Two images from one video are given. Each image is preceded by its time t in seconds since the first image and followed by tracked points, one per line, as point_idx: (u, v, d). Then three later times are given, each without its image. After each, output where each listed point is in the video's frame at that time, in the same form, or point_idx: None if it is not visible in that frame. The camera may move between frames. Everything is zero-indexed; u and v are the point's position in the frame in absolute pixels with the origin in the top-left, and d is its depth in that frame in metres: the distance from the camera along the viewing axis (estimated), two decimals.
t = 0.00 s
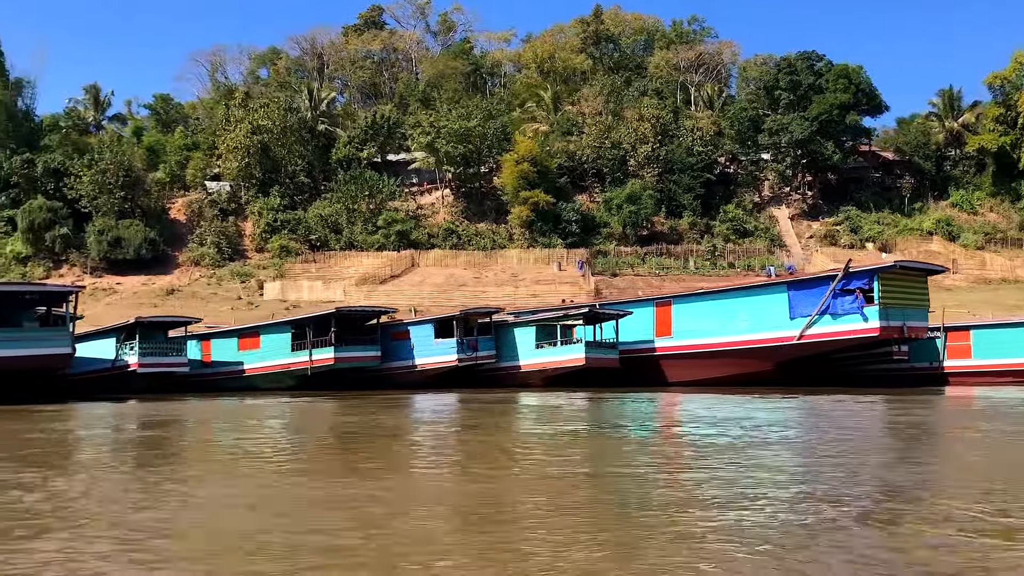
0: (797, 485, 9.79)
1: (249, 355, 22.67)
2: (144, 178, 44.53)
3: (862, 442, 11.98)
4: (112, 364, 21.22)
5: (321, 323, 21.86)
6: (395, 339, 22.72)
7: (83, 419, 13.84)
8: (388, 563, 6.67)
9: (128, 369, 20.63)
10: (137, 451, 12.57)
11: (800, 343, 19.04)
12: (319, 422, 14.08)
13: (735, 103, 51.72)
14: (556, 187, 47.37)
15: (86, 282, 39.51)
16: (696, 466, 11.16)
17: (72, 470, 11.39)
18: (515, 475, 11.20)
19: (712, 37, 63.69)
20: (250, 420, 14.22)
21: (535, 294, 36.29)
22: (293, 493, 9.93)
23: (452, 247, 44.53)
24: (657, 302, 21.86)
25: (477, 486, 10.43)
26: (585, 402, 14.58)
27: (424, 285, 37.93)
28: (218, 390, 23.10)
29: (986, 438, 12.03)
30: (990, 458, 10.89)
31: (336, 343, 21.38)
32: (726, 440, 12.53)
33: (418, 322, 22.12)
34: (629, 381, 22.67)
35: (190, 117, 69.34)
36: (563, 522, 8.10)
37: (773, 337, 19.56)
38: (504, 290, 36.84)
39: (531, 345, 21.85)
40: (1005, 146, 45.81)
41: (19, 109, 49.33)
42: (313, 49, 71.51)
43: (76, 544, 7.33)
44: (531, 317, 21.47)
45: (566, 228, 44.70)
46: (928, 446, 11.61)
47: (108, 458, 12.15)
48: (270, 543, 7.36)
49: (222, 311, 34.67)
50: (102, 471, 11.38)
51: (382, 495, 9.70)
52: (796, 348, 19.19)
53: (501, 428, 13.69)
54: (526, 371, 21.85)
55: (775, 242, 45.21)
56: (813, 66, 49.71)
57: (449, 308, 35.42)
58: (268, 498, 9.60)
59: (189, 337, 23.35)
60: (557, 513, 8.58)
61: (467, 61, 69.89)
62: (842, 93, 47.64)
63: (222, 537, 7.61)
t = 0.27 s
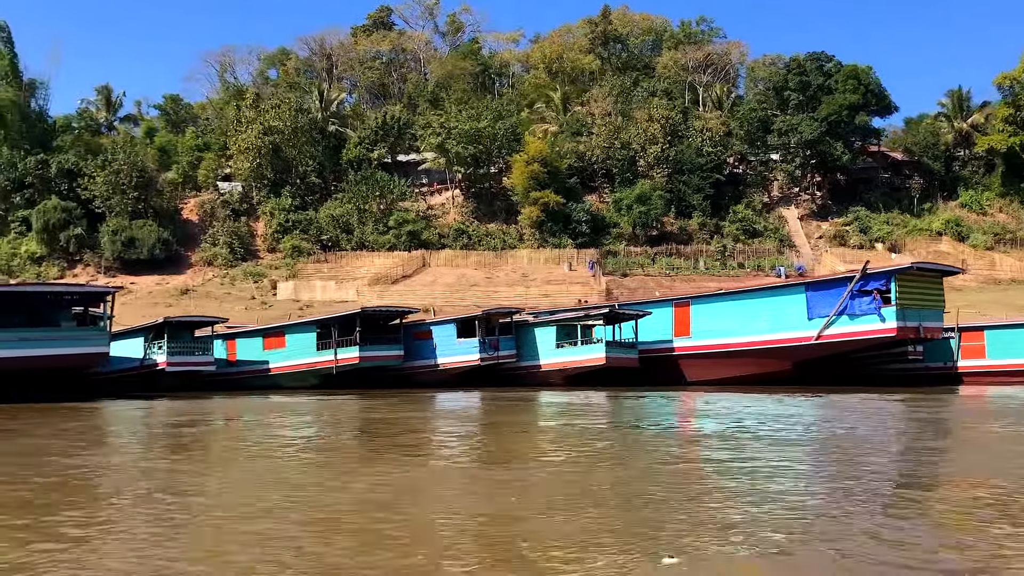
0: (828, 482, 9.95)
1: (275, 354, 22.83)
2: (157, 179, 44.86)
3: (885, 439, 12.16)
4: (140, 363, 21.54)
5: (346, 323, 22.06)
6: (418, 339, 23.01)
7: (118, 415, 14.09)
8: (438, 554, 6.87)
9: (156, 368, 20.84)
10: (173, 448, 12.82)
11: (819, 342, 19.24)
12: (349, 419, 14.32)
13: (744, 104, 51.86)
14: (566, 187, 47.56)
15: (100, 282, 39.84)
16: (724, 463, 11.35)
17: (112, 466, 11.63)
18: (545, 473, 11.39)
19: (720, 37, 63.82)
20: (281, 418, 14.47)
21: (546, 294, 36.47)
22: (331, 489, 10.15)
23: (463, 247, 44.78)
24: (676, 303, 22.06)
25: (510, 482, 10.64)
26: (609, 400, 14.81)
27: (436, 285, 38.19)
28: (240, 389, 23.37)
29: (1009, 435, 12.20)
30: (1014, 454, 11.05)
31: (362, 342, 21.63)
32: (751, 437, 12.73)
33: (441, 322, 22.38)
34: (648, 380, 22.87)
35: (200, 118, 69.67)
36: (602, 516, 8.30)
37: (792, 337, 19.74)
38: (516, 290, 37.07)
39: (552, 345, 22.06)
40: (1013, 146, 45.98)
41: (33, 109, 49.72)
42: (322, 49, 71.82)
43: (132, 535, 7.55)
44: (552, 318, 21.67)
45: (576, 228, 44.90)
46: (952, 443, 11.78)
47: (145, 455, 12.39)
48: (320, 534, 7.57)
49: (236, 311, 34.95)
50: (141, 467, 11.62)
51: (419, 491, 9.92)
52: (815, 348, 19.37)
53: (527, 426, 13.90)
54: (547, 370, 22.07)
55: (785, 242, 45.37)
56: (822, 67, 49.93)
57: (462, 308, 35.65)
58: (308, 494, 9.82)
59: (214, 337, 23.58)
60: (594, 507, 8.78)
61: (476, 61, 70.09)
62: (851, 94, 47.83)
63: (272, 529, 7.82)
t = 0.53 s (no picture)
0: (854, 481, 10.20)
1: (299, 355, 23.19)
2: (169, 181, 45.24)
3: (908, 437, 12.37)
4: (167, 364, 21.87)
5: (370, 325, 22.37)
6: (439, 340, 23.33)
7: (153, 413, 14.37)
8: (486, 550, 7.10)
9: (184, 369, 21.13)
10: (209, 447, 13.10)
11: (835, 344, 19.51)
12: (378, 419, 14.58)
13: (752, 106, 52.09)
14: (575, 189, 47.81)
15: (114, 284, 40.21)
16: (750, 463, 11.58)
17: (151, 463, 11.90)
18: (575, 474, 11.63)
19: (727, 39, 64.10)
20: (311, 417, 14.74)
21: (557, 296, 36.72)
22: (368, 489, 10.39)
23: (472, 249, 45.07)
24: (692, 305, 22.33)
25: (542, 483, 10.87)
26: (632, 399, 15.08)
27: (447, 287, 38.48)
28: (262, 389, 23.67)
29: None
30: None
31: (385, 343, 22.02)
32: (774, 435, 12.98)
33: (461, 324, 22.72)
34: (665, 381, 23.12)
35: (208, 120, 70.08)
36: (638, 514, 8.53)
37: (808, 338, 20.01)
38: (527, 292, 37.34)
39: (571, 346, 22.32)
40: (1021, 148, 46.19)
41: (46, 112, 50.14)
42: (330, 52, 72.20)
43: (186, 531, 7.81)
44: (571, 320, 21.91)
45: (585, 230, 45.13)
46: (973, 442, 11.98)
47: (181, 454, 12.66)
48: (368, 531, 7.81)
49: (250, 313, 35.27)
50: (180, 466, 11.88)
51: (455, 490, 10.16)
52: (831, 349, 19.64)
53: (552, 425, 14.15)
54: (566, 370, 22.34)
55: (793, 243, 45.61)
56: (830, 69, 50.33)
57: (474, 309, 35.93)
58: (346, 493, 10.06)
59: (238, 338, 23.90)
60: (629, 507, 9.00)
61: (484, 64, 70.40)
62: (859, 96, 48.10)
63: (320, 526, 8.06)
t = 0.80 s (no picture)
0: (881, 479, 10.41)
1: (322, 356, 23.47)
2: (180, 184, 45.62)
3: (927, 436, 12.60)
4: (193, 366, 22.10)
5: (393, 326, 22.69)
6: (459, 341, 23.67)
7: (187, 414, 14.67)
8: (531, 544, 7.36)
9: (210, 370, 21.44)
10: (244, 448, 13.41)
11: (850, 344, 19.76)
12: (406, 418, 14.88)
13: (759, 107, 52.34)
14: (583, 191, 48.09)
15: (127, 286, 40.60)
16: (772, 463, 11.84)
17: (188, 463, 12.20)
18: (601, 473, 11.89)
19: (733, 40, 64.36)
20: (341, 417, 15.03)
21: (566, 298, 37.00)
22: (403, 487, 10.67)
23: (481, 250, 45.38)
24: (709, 306, 22.58)
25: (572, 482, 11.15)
26: (652, 398, 15.40)
27: (458, 289, 38.79)
28: (283, 390, 23.95)
29: None
30: None
31: (408, 345, 22.36)
32: (793, 433, 13.26)
33: (482, 325, 23.05)
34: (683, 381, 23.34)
35: (217, 123, 70.52)
36: (669, 511, 8.78)
37: (824, 339, 20.26)
38: (537, 293, 37.61)
39: (589, 347, 22.51)
40: None
41: (58, 117, 50.60)
42: (337, 55, 72.58)
43: (238, 528, 8.08)
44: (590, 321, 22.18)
45: (593, 231, 45.38)
46: (993, 440, 12.22)
47: (216, 454, 12.91)
48: (413, 529, 8.07)
49: (263, 314, 35.57)
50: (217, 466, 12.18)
51: (489, 489, 10.43)
52: (846, 349, 19.89)
53: (575, 425, 14.45)
54: (585, 371, 22.54)
55: (800, 244, 45.85)
56: (836, 71, 50.59)
57: (485, 311, 36.22)
58: (383, 491, 10.35)
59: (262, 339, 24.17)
60: (660, 503, 9.26)
61: (490, 66, 70.73)
62: (865, 97, 48.33)
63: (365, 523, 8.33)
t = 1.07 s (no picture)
0: (907, 475, 10.60)
1: (345, 357, 23.71)
2: (191, 187, 45.91)
3: (948, 433, 12.76)
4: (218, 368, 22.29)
5: (414, 327, 22.95)
6: (480, 342, 23.96)
7: (219, 414, 14.93)
8: (573, 538, 7.55)
9: (236, 371, 21.69)
10: (274, 447, 13.64)
11: (867, 343, 19.95)
12: (432, 418, 15.10)
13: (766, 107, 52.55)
14: (591, 191, 48.31)
15: (139, 288, 40.88)
16: (796, 460, 12.02)
17: (221, 461, 12.41)
18: (628, 472, 12.07)
19: (739, 40, 64.54)
20: (370, 417, 15.27)
21: (576, 298, 37.19)
22: (437, 486, 10.87)
23: (490, 251, 45.61)
24: (726, 306, 22.82)
25: (601, 480, 11.34)
26: (674, 397, 15.61)
27: (468, 289, 39.05)
28: (304, 390, 24.22)
29: None
30: None
31: (430, 345, 22.59)
32: (816, 431, 13.44)
33: (502, 325, 23.31)
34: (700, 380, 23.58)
35: (224, 126, 70.88)
36: (704, 507, 8.97)
37: (840, 338, 20.45)
38: (547, 293, 37.83)
39: (607, 347, 22.77)
40: None
41: (69, 120, 50.94)
42: (344, 57, 72.91)
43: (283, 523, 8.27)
44: (608, 321, 22.40)
45: (601, 232, 45.64)
46: (1015, 437, 12.35)
47: (250, 454, 13.16)
48: (454, 524, 8.27)
49: (276, 316, 35.85)
50: (250, 465, 12.39)
51: (521, 486, 10.62)
52: (863, 348, 20.07)
53: (598, 424, 14.65)
54: (603, 370, 22.78)
55: (808, 244, 46.00)
56: (842, 70, 50.76)
57: (497, 312, 36.45)
58: (417, 490, 10.54)
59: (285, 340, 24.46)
60: (691, 499, 9.44)
61: (496, 67, 70.97)
62: (872, 97, 48.50)
63: (406, 520, 8.53)
